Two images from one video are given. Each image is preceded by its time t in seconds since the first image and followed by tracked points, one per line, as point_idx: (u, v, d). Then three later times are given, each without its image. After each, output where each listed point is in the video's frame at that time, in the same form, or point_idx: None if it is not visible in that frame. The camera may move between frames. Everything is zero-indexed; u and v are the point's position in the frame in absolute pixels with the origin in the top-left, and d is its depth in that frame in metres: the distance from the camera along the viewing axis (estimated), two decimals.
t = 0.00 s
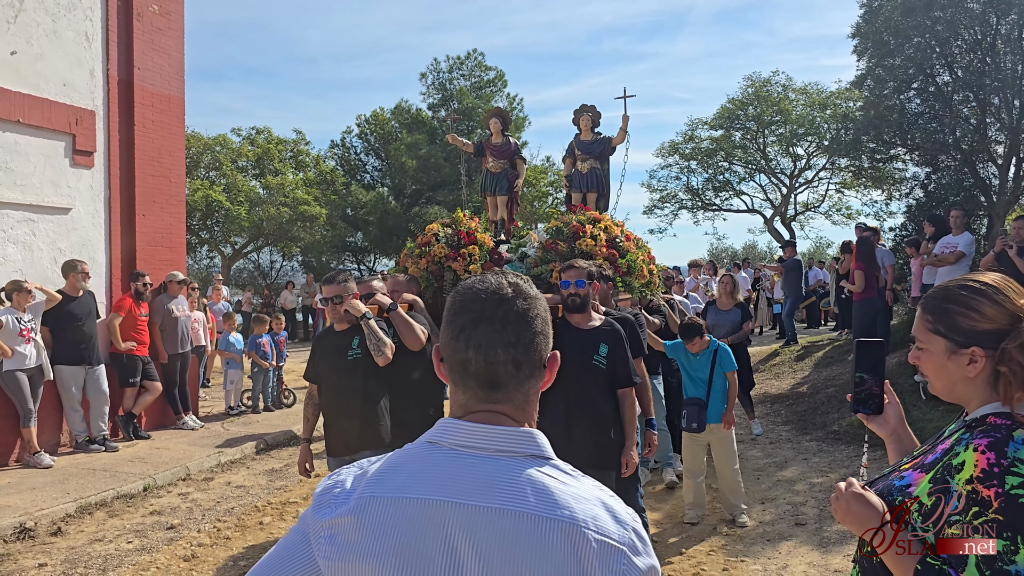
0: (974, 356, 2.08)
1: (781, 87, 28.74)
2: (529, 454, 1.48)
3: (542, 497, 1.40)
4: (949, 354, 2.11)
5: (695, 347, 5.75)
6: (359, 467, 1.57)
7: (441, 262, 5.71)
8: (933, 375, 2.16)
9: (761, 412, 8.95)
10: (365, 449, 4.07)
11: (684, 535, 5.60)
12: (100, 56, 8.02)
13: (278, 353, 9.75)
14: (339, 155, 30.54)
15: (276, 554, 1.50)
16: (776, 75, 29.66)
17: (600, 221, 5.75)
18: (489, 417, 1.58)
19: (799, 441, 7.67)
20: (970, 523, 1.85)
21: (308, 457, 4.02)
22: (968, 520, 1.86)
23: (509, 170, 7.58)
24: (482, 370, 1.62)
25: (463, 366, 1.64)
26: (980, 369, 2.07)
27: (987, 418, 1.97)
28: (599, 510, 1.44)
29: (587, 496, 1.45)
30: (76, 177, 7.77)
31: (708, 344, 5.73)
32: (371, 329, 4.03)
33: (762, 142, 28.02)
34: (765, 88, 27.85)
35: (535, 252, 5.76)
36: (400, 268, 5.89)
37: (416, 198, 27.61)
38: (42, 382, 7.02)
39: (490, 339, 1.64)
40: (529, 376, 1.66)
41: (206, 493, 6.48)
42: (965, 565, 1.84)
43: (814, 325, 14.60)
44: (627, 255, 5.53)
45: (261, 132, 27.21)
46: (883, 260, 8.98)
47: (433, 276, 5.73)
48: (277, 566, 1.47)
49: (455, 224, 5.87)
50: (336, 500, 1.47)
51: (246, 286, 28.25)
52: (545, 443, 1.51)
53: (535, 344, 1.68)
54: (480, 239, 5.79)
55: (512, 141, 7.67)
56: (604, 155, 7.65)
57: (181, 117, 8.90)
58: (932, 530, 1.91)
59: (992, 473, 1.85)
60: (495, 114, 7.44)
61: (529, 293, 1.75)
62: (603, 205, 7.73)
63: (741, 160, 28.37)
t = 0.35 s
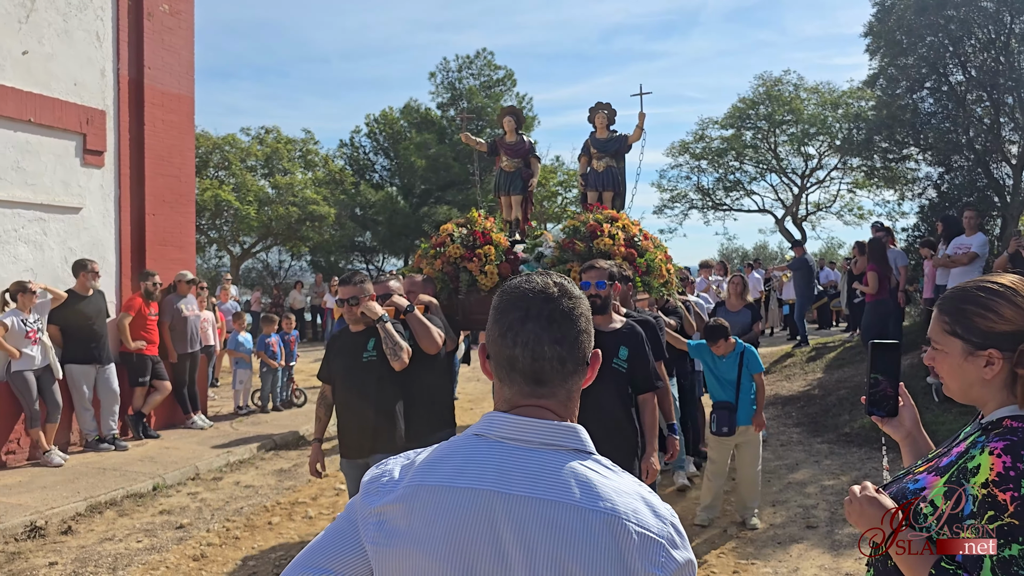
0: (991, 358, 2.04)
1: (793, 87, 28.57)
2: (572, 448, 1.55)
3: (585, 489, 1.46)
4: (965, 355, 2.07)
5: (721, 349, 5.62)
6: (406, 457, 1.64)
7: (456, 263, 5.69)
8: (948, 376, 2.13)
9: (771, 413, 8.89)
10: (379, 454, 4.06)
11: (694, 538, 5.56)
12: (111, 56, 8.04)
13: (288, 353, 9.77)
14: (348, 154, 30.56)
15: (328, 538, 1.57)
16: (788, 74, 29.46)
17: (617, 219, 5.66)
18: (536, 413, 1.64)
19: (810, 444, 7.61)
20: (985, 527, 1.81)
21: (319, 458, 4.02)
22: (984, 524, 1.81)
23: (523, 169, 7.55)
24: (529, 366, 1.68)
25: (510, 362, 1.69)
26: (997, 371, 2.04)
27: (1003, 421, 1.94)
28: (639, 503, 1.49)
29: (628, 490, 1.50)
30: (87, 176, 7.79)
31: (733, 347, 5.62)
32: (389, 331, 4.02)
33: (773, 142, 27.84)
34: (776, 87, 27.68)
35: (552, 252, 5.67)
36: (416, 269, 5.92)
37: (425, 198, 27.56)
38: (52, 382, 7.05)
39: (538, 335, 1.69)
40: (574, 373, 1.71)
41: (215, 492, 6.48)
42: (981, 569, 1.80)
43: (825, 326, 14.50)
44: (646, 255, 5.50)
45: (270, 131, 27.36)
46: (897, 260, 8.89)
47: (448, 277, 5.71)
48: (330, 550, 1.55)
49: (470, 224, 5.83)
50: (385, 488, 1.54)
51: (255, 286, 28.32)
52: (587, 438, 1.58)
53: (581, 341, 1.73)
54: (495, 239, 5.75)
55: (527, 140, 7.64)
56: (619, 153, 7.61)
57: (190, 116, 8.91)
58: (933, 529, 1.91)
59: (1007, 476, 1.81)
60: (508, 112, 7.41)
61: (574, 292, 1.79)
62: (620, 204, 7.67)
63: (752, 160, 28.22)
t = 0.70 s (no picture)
0: (1002, 378, 2.01)
1: (799, 89, 28.45)
2: (593, 471, 1.53)
3: (606, 514, 1.45)
4: (975, 375, 2.05)
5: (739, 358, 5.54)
6: (426, 480, 1.63)
7: (479, 270, 5.57)
8: (958, 397, 2.09)
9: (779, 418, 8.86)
10: (405, 469, 3.99)
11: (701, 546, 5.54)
12: (118, 64, 8.06)
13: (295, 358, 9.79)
14: (354, 159, 30.62)
15: (349, 560, 1.57)
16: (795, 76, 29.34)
17: (643, 226, 5.61)
18: (556, 435, 1.63)
19: (819, 450, 7.58)
20: (1000, 553, 1.79)
21: (345, 476, 4.01)
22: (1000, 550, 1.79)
23: (544, 173, 7.53)
24: (548, 387, 1.67)
25: (530, 383, 1.68)
26: (1007, 391, 2.00)
27: (1015, 442, 1.91)
28: (662, 527, 1.47)
29: (649, 514, 1.48)
30: (95, 184, 7.81)
31: (751, 355, 5.54)
32: (415, 342, 3.99)
33: (780, 145, 27.72)
34: (783, 90, 27.56)
35: (576, 259, 5.56)
36: (436, 277, 5.81)
37: (432, 202, 27.59)
38: (62, 390, 7.08)
39: (557, 355, 1.68)
40: (593, 394, 1.70)
41: (222, 500, 6.50)
42: None
43: (832, 330, 14.44)
44: (674, 262, 5.49)
45: (276, 137, 27.52)
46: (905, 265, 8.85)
47: (470, 285, 5.59)
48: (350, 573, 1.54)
49: (492, 230, 5.74)
50: (407, 511, 1.53)
51: (261, 290, 28.41)
52: (608, 460, 1.56)
53: (598, 362, 1.71)
54: (518, 245, 5.62)
55: (547, 143, 7.59)
56: (642, 158, 7.58)
57: (197, 123, 8.94)
58: (931, 529, 1.94)
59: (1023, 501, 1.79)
60: (529, 115, 7.37)
61: (590, 313, 1.79)
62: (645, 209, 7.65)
63: (759, 163, 28.12)
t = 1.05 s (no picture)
0: (1005, 387, 2.02)
1: (801, 91, 28.43)
2: (609, 481, 1.55)
3: (622, 523, 1.47)
4: (979, 384, 2.06)
5: (747, 361, 5.59)
6: (444, 488, 1.65)
7: (496, 275, 5.54)
8: (961, 406, 2.11)
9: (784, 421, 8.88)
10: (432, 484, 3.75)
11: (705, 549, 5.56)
12: (123, 71, 8.10)
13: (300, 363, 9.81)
14: (357, 163, 30.72)
15: (367, 567, 1.58)
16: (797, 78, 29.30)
17: (664, 228, 5.59)
18: (573, 445, 1.64)
19: (823, 453, 7.59)
20: (1002, 564, 1.80)
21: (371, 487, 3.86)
22: (1002, 561, 1.80)
23: (558, 176, 7.55)
24: (566, 398, 1.69)
25: (548, 394, 1.70)
26: (1011, 399, 2.02)
27: (1017, 452, 1.91)
28: (677, 537, 1.49)
29: (664, 523, 1.50)
30: (100, 192, 7.85)
31: (758, 359, 5.59)
32: (441, 353, 3.74)
33: (781, 148, 27.70)
34: (784, 93, 27.53)
35: (596, 263, 5.59)
36: (452, 283, 5.82)
37: (434, 206, 27.63)
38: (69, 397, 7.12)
39: (575, 367, 1.70)
40: (610, 404, 1.71)
41: (227, 506, 6.53)
42: None
43: (836, 332, 14.46)
44: (696, 265, 5.41)
45: (280, 142, 27.65)
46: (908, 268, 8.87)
47: (488, 290, 5.56)
48: None
49: (509, 235, 5.79)
50: (426, 518, 1.56)
51: (265, 295, 28.50)
52: (624, 471, 1.58)
53: (614, 373, 1.73)
54: (535, 250, 5.62)
55: (561, 146, 7.60)
56: (659, 159, 7.59)
57: (202, 130, 8.99)
58: (931, 531, 1.97)
59: None
60: (542, 118, 7.41)
61: (605, 325, 1.81)
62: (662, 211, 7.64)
63: (761, 166, 28.12)
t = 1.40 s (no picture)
0: (992, 390, 2.03)
1: (794, 89, 28.48)
2: (606, 487, 1.55)
3: (620, 528, 1.47)
4: (967, 388, 2.07)
5: (745, 360, 5.60)
6: (442, 494, 1.65)
7: (496, 276, 5.54)
8: (954, 409, 2.11)
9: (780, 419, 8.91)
10: (425, 487, 3.72)
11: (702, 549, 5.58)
12: (116, 73, 8.08)
13: (296, 364, 9.81)
14: (352, 163, 30.69)
15: (366, 573, 1.58)
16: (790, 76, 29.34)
17: (665, 227, 5.59)
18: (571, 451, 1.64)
19: (818, 451, 7.61)
20: (996, 567, 1.81)
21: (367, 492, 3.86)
22: (994, 564, 1.81)
23: (555, 176, 7.55)
24: (563, 403, 1.69)
25: (546, 400, 1.70)
26: (999, 402, 2.02)
27: (1012, 455, 1.91)
28: (674, 542, 1.49)
29: (661, 528, 1.51)
30: (94, 194, 7.83)
31: (756, 357, 5.60)
32: (441, 358, 3.71)
33: (775, 146, 27.74)
34: (778, 91, 27.53)
35: (596, 263, 5.61)
36: (451, 284, 5.80)
37: (429, 206, 27.62)
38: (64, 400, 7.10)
39: (572, 372, 1.71)
40: (607, 408, 1.72)
41: (224, 508, 6.53)
42: None
43: (830, 329, 14.50)
44: (698, 264, 5.43)
45: (274, 142, 27.61)
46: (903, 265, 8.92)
47: (488, 292, 5.54)
48: None
49: (508, 236, 5.80)
50: (424, 524, 1.55)
51: (260, 295, 28.45)
52: (621, 476, 1.58)
53: (610, 377, 1.74)
54: (534, 251, 5.66)
55: (557, 145, 7.57)
56: (657, 157, 7.57)
57: (196, 131, 8.96)
58: (928, 533, 1.97)
59: (1018, 515, 1.81)
60: (539, 117, 7.35)
61: (599, 330, 1.83)
62: (660, 210, 7.64)
63: (755, 164, 28.16)
